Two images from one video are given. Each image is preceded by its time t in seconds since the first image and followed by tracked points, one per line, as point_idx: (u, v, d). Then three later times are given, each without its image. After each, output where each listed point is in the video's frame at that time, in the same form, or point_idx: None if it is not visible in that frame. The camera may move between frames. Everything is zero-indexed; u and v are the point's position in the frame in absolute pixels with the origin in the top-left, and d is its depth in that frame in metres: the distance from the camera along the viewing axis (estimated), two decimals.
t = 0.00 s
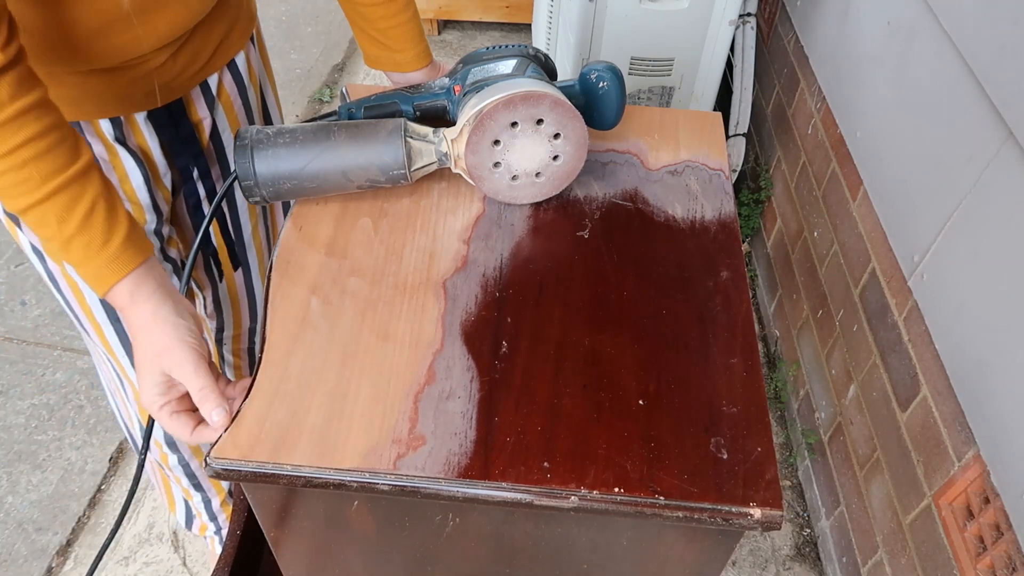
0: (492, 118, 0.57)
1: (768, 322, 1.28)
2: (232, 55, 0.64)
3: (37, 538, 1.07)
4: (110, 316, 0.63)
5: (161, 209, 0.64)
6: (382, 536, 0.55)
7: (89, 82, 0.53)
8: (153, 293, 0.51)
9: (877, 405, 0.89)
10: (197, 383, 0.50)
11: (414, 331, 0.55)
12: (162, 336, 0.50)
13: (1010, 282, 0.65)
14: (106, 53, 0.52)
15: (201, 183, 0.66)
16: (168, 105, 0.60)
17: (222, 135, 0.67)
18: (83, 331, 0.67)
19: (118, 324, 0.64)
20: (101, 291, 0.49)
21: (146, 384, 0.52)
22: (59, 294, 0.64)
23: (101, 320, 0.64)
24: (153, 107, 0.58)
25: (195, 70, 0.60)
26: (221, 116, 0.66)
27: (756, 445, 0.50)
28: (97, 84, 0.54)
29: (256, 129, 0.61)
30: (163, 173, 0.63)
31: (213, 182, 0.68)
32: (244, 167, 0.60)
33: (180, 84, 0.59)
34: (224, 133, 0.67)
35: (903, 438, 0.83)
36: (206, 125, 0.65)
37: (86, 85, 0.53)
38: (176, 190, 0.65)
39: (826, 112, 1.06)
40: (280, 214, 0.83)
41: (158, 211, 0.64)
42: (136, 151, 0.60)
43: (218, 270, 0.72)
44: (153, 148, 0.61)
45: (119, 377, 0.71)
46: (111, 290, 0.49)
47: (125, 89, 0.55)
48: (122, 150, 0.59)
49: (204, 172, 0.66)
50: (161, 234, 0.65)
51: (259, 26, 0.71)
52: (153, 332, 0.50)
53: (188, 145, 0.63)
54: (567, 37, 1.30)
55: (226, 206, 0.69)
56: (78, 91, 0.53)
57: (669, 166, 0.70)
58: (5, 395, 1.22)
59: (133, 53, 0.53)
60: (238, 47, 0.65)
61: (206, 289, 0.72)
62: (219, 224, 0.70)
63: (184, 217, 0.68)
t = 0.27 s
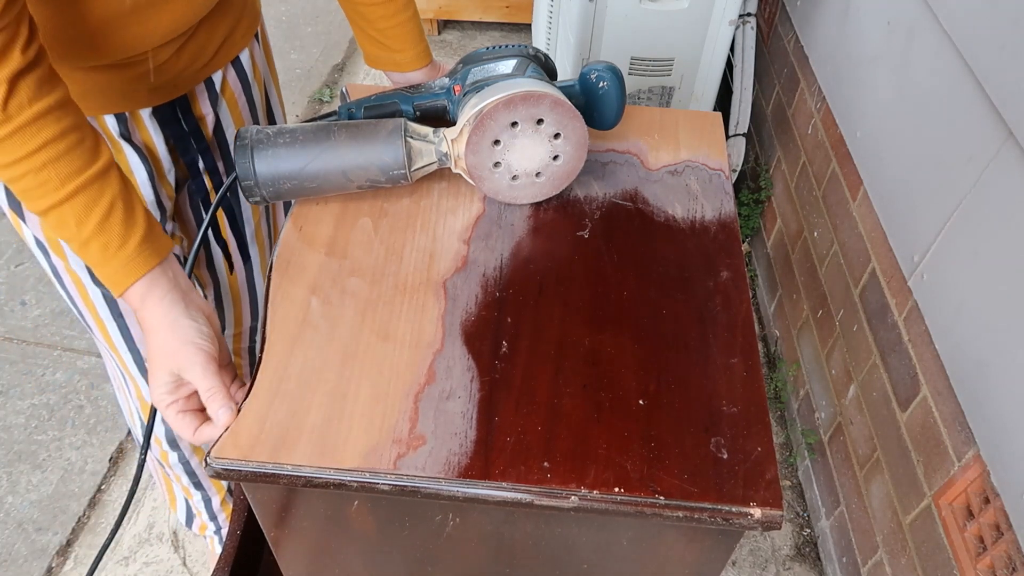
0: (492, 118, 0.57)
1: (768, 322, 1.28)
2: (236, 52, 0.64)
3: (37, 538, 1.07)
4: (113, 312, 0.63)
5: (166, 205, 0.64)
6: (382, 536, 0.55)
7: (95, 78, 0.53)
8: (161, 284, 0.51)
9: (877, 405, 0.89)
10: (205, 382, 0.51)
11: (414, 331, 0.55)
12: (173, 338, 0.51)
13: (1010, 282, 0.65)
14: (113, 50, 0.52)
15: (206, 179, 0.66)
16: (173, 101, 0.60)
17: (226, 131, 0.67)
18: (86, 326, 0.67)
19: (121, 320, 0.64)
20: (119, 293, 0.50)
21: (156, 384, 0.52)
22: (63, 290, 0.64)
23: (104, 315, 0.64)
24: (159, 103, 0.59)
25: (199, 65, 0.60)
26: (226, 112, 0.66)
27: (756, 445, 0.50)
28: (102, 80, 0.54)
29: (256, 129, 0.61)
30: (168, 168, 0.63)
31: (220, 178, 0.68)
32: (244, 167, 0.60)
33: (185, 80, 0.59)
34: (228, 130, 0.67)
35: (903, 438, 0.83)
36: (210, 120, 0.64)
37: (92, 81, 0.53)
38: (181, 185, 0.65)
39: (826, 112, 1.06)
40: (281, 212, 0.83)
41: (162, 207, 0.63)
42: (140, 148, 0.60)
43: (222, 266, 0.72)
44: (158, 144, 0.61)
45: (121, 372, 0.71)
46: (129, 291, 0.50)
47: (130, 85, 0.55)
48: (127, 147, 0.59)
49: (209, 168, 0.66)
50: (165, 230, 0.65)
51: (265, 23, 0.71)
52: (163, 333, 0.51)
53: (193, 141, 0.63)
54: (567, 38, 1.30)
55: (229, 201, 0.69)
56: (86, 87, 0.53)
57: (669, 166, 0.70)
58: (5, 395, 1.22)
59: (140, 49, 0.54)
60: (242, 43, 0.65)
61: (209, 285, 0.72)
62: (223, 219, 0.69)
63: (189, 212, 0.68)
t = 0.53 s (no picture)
0: (492, 118, 0.57)
1: (768, 322, 1.28)
2: (237, 54, 0.65)
3: (37, 538, 1.07)
4: (114, 311, 0.63)
5: (166, 206, 0.64)
6: (382, 536, 0.55)
7: (94, 79, 0.53)
8: (163, 274, 0.52)
9: (877, 405, 0.89)
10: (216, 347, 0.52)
11: (414, 331, 0.55)
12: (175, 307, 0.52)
13: (1010, 282, 0.65)
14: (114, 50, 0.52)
15: (206, 179, 0.66)
16: (174, 101, 0.60)
17: (227, 132, 0.67)
18: (87, 326, 0.67)
19: (121, 319, 0.64)
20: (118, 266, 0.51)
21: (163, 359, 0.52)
22: (63, 290, 0.64)
23: (104, 315, 0.64)
24: (160, 102, 0.59)
25: (200, 66, 0.60)
26: (227, 112, 0.66)
27: (756, 445, 0.50)
28: (101, 82, 0.54)
29: (256, 129, 0.61)
30: (168, 168, 0.63)
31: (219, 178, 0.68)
32: (243, 167, 0.60)
33: (185, 80, 0.59)
34: (229, 130, 0.67)
35: (903, 439, 0.83)
36: (210, 121, 0.64)
37: (91, 82, 0.53)
38: (181, 186, 0.65)
39: (826, 112, 1.06)
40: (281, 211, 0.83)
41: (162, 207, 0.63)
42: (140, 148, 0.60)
43: (222, 266, 0.72)
44: (158, 144, 0.61)
45: (121, 371, 0.71)
46: (128, 263, 0.51)
47: (130, 87, 0.55)
48: (127, 146, 0.58)
49: (209, 168, 0.66)
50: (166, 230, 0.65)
51: (266, 23, 0.71)
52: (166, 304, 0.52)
53: (193, 141, 0.63)
54: (567, 38, 1.30)
55: (229, 201, 0.69)
56: (85, 87, 0.53)
57: (669, 166, 0.70)
58: (5, 395, 1.22)
59: (141, 49, 0.53)
60: (242, 45, 0.65)
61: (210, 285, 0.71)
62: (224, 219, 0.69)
63: (189, 212, 0.68)
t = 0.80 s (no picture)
0: (492, 118, 0.57)
1: (768, 322, 1.28)
2: (237, 53, 0.65)
3: (37, 538, 1.07)
4: (114, 312, 0.63)
5: (166, 206, 0.64)
6: (382, 537, 0.55)
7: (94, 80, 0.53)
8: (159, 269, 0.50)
9: (877, 405, 0.89)
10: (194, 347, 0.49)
11: (414, 331, 0.55)
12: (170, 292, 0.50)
13: (1010, 282, 0.65)
14: (113, 50, 0.52)
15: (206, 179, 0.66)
16: (174, 101, 0.60)
17: (226, 132, 0.67)
18: (88, 327, 0.67)
19: (122, 320, 0.64)
20: (121, 264, 0.49)
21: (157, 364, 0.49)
22: (64, 291, 0.64)
23: (104, 316, 0.64)
24: (160, 103, 0.59)
25: (199, 66, 0.60)
26: (226, 112, 0.66)
27: (756, 445, 0.50)
28: (101, 83, 0.54)
29: (256, 129, 0.61)
30: (168, 168, 0.62)
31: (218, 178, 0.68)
32: (244, 167, 0.60)
33: (185, 80, 0.59)
34: (229, 130, 0.67)
35: (903, 438, 0.83)
36: (210, 121, 0.64)
37: (92, 84, 0.53)
38: (181, 186, 0.65)
39: (826, 112, 1.06)
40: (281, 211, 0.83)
41: (162, 208, 0.63)
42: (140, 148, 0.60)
43: (223, 267, 0.72)
44: (158, 144, 0.61)
45: (121, 372, 0.71)
46: (131, 259, 0.49)
47: (130, 87, 0.56)
48: (127, 147, 0.58)
49: (209, 168, 0.66)
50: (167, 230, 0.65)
51: (266, 23, 0.71)
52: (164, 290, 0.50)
53: (193, 141, 0.63)
54: (567, 38, 1.30)
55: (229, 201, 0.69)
56: (83, 88, 0.53)
57: (669, 166, 0.70)
58: (5, 395, 1.22)
59: (140, 49, 0.53)
60: (242, 45, 0.65)
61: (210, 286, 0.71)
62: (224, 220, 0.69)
63: (189, 213, 0.68)
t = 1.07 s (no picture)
0: (492, 118, 0.57)
1: (768, 322, 1.28)
2: (237, 55, 0.65)
3: (37, 538, 1.07)
4: (115, 312, 0.63)
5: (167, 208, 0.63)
6: (382, 537, 0.55)
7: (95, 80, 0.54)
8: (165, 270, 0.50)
9: (877, 405, 0.89)
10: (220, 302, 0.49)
11: (414, 331, 0.55)
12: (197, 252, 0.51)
13: (1010, 281, 0.65)
14: (115, 51, 0.52)
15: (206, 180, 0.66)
16: (175, 102, 0.60)
17: (227, 133, 0.67)
18: (89, 328, 0.67)
19: (123, 321, 0.64)
20: (149, 231, 0.50)
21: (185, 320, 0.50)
22: (65, 292, 0.64)
23: (105, 316, 0.64)
24: (161, 104, 0.59)
25: (201, 66, 0.60)
26: (226, 113, 0.66)
27: (756, 445, 0.50)
28: (103, 83, 0.54)
29: (256, 129, 0.61)
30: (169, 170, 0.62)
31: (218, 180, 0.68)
32: (244, 167, 0.60)
33: (186, 82, 0.59)
34: (229, 132, 0.67)
35: (903, 438, 0.83)
36: (211, 122, 0.64)
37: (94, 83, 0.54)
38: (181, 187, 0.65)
39: (826, 112, 1.06)
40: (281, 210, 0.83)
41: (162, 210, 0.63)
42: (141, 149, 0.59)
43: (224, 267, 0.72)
44: (159, 145, 0.60)
45: (121, 373, 0.71)
46: (157, 225, 0.50)
47: (132, 88, 0.56)
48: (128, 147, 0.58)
49: (209, 169, 0.66)
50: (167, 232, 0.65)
51: (266, 24, 0.71)
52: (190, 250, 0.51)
53: (194, 142, 0.63)
54: (567, 37, 1.30)
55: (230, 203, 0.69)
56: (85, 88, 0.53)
57: (669, 166, 0.70)
58: (5, 395, 1.21)
59: (143, 49, 0.53)
60: (243, 47, 0.65)
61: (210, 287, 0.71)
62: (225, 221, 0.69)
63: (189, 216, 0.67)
